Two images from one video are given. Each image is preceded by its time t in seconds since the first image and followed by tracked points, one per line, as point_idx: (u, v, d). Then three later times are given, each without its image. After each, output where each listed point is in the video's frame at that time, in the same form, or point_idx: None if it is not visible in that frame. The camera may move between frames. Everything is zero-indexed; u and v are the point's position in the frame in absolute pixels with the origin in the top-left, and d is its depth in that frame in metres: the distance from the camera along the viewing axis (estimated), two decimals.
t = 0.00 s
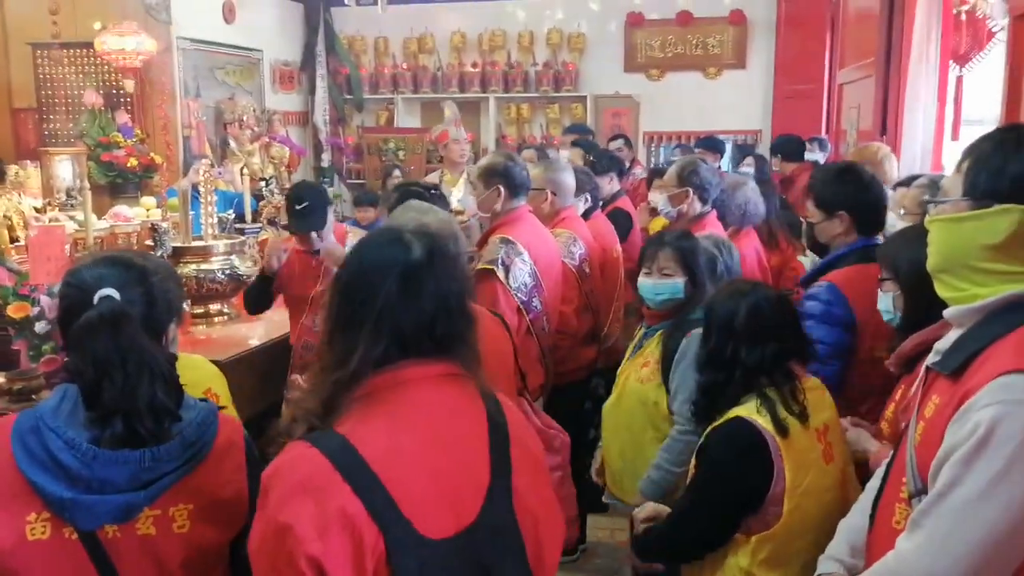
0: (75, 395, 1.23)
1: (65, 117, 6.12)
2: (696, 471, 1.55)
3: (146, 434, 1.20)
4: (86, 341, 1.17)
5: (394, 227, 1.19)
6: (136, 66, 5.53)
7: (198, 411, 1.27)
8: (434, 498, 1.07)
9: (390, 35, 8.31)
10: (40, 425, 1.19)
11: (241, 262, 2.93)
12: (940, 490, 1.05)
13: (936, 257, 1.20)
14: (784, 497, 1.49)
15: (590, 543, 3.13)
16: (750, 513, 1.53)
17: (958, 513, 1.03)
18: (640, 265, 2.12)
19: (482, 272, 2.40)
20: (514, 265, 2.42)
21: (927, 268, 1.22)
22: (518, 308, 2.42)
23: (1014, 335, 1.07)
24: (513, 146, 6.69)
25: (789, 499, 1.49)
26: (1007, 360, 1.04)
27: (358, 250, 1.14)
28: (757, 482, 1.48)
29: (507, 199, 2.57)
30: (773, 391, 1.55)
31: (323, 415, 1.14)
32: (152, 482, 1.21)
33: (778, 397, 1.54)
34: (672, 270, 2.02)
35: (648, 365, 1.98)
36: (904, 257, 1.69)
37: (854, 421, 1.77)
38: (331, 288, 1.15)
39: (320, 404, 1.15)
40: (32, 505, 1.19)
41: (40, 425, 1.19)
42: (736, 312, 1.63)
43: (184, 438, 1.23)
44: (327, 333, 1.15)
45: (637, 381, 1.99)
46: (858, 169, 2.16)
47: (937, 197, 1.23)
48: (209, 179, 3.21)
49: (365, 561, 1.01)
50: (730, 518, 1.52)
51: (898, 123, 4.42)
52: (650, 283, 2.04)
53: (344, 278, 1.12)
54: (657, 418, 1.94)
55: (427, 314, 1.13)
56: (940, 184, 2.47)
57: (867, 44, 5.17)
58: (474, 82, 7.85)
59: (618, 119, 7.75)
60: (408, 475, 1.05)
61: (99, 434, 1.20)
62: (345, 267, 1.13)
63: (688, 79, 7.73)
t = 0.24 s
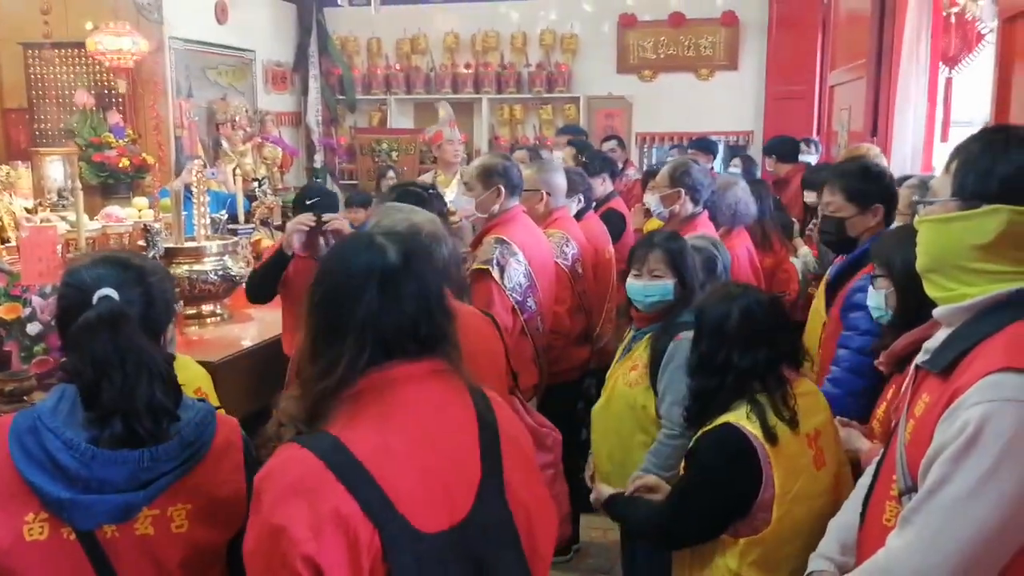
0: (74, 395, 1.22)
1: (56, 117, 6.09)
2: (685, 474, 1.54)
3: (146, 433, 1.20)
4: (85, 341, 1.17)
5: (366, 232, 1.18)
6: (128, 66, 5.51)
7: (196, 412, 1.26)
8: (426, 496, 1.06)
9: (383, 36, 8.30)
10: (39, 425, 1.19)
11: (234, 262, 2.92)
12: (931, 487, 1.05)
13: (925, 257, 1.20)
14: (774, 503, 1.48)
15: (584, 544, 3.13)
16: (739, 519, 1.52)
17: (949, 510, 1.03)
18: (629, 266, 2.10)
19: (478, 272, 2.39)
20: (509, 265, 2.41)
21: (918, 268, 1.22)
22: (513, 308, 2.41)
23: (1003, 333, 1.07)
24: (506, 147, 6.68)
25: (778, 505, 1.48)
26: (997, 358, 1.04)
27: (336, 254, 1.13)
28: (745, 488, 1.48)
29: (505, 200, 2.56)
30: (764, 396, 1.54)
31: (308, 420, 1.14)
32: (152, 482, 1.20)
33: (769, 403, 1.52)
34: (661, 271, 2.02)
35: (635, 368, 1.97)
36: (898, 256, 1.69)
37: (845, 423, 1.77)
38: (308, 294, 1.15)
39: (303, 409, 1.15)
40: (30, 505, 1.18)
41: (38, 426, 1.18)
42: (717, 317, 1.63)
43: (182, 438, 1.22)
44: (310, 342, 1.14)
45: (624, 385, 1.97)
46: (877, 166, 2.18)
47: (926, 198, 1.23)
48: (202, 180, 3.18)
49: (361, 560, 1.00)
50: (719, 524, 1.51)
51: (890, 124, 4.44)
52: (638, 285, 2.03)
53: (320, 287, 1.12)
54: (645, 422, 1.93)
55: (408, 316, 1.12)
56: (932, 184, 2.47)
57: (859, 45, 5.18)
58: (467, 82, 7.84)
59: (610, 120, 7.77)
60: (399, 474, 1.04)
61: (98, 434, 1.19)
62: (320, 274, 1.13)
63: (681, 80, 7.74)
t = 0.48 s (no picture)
0: (77, 393, 1.22)
1: (53, 119, 6.08)
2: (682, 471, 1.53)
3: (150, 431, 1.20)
4: (88, 340, 1.17)
5: (393, 225, 1.18)
6: (126, 68, 5.50)
7: (199, 409, 1.26)
8: (452, 481, 1.06)
9: (380, 38, 8.30)
10: (42, 422, 1.18)
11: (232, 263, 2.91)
12: (931, 487, 1.05)
13: (918, 256, 1.20)
14: (768, 503, 1.49)
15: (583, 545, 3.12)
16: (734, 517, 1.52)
17: (950, 511, 1.03)
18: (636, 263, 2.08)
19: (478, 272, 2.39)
20: (509, 265, 2.41)
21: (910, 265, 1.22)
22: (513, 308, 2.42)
23: (994, 330, 1.08)
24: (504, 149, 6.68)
25: (773, 505, 1.49)
26: (988, 355, 1.05)
27: (367, 249, 1.13)
28: (739, 488, 1.48)
29: (505, 200, 2.57)
30: (762, 397, 1.53)
31: (331, 409, 1.14)
32: (155, 480, 1.20)
33: (766, 403, 1.52)
34: (671, 269, 2.01)
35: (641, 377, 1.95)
36: (897, 252, 1.69)
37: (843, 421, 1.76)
38: (333, 289, 1.14)
39: (325, 399, 1.14)
40: (33, 503, 1.17)
41: (42, 423, 1.18)
42: (712, 319, 1.61)
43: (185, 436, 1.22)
44: (333, 331, 1.14)
45: (629, 393, 1.96)
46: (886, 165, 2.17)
47: (918, 196, 1.22)
48: (201, 184, 3.11)
49: (388, 544, 1.00)
50: (714, 520, 1.51)
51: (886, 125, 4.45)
52: (647, 282, 2.01)
53: (349, 280, 1.12)
54: (650, 431, 1.91)
55: (432, 311, 1.12)
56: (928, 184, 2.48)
57: (855, 47, 5.20)
58: (464, 84, 7.85)
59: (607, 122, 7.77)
60: (426, 459, 1.05)
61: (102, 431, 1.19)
62: (351, 266, 1.12)
63: (678, 82, 7.75)
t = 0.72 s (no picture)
0: (80, 387, 1.24)
1: (52, 121, 6.10)
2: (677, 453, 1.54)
3: (153, 426, 1.22)
4: (90, 335, 1.19)
5: (451, 218, 1.21)
6: (124, 70, 5.52)
7: (200, 403, 1.28)
8: (498, 453, 1.09)
9: (377, 40, 8.32)
10: (47, 416, 1.21)
11: (232, 263, 2.93)
12: (949, 500, 0.97)
13: (909, 254, 1.16)
14: (766, 483, 1.50)
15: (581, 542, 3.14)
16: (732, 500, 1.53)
17: (969, 523, 0.95)
18: (640, 270, 2.08)
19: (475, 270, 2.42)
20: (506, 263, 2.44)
21: (903, 266, 1.18)
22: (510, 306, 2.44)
23: (994, 326, 1.02)
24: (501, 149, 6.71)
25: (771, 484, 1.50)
26: (987, 352, 0.99)
27: (417, 238, 1.16)
28: (738, 470, 1.49)
29: (500, 199, 2.60)
30: (759, 382, 1.56)
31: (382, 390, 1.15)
32: (158, 474, 1.23)
33: (765, 389, 1.55)
34: (677, 275, 2.01)
35: (656, 380, 1.86)
36: (892, 247, 1.71)
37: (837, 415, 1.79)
38: (391, 275, 1.17)
39: (376, 382, 1.16)
40: (38, 496, 1.20)
41: (47, 417, 1.20)
42: (712, 306, 1.62)
43: (187, 430, 1.24)
44: (386, 312, 1.17)
45: (641, 398, 1.86)
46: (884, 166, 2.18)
47: (907, 194, 1.18)
48: (200, 183, 3.15)
49: (445, 517, 1.03)
50: (714, 501, 1.51)
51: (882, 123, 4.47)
52: (654, 290, 2.01)
53: (406, 266, 1.14)
54: (664, 437, 1.81)
55: (482, 299, 1.15)
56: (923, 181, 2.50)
57: (850, 47, 5.22)
58: (461, 86, 7.88)
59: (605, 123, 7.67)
60: (475, 434, 1.08)
61: (105, 426, 1.21)
62: (406, 253, 1.15)
63: (674, 82, 7.78)
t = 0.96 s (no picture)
0: (81, 382, 1.24)
1: (51, 120, 6.09)
2: (680, 436, 1.53)
3: (153, 420, 1.22)
4: (91, 330, 1.19)
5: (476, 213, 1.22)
6: (122, 69, 5.52)
7: (201, 398, 1.28)
8: (520, 441, 1.11)
9: (376, 38, 8.32)
10: (47, 410, 1.21)
11: (232, 261, 2.93)
12: (929, 496, 0.96)
13: (906, 258, 1.16)
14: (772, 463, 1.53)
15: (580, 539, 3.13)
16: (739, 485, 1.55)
17: (945, 518, 0.94)
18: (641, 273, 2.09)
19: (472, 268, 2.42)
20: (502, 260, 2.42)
21: (900, 269, 1.18)
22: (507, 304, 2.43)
23: (992, 327, 1.01)
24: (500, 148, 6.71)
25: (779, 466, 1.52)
26: (981, 354, 0.98)
27: (442, 231, 1.17)
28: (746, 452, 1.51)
29: (495, 197, 2.60)
30: (767, 365, 1.59)
31: (406, 376, 1.15)
32: (158, 467, 1.22)
33: (771, 373, 1.58)
34: (676, 276, 2.01)
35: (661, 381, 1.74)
36: (891, 243, 1.71)
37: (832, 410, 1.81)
38: (415, 267, 1.18)
39: (399, 369, 1.16)
40: (39, 489, 1.19)
41: (48, 411, 1.20)
42: (716, 296, 1.63)
43: (188, 424, 1.24)
44: (411, 302, 1.18)
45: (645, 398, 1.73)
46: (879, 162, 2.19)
47: (902, 196, 1.19)
48: (199, 182, 3.15)
49: (473, 501, 1.05)
50: (720, 481, 1.53)
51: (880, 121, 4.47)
52: (653, 291, 2.01)
53: (432, 257, 1.15)
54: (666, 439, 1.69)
55: (508, 291, 1.16)
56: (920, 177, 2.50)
57: (847, 46, 5.23)
58: (460, 84, 7.88)
59: (603, 121, 7.78)
60: (500, 421, 1.10)
61: (106, 420, 1.21)
62: (431, 245, 1.16)
63: (672, 81, 7.78)
